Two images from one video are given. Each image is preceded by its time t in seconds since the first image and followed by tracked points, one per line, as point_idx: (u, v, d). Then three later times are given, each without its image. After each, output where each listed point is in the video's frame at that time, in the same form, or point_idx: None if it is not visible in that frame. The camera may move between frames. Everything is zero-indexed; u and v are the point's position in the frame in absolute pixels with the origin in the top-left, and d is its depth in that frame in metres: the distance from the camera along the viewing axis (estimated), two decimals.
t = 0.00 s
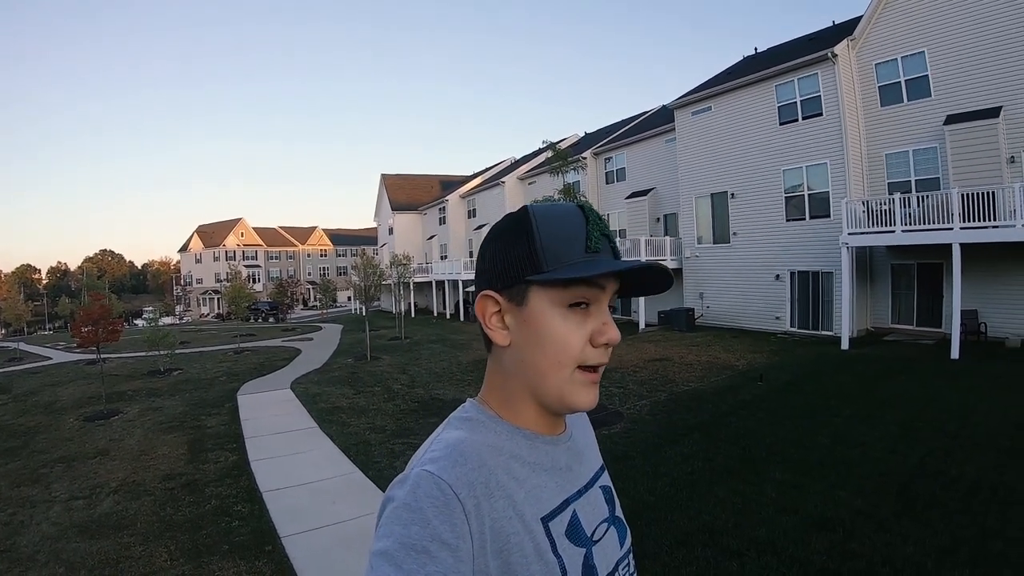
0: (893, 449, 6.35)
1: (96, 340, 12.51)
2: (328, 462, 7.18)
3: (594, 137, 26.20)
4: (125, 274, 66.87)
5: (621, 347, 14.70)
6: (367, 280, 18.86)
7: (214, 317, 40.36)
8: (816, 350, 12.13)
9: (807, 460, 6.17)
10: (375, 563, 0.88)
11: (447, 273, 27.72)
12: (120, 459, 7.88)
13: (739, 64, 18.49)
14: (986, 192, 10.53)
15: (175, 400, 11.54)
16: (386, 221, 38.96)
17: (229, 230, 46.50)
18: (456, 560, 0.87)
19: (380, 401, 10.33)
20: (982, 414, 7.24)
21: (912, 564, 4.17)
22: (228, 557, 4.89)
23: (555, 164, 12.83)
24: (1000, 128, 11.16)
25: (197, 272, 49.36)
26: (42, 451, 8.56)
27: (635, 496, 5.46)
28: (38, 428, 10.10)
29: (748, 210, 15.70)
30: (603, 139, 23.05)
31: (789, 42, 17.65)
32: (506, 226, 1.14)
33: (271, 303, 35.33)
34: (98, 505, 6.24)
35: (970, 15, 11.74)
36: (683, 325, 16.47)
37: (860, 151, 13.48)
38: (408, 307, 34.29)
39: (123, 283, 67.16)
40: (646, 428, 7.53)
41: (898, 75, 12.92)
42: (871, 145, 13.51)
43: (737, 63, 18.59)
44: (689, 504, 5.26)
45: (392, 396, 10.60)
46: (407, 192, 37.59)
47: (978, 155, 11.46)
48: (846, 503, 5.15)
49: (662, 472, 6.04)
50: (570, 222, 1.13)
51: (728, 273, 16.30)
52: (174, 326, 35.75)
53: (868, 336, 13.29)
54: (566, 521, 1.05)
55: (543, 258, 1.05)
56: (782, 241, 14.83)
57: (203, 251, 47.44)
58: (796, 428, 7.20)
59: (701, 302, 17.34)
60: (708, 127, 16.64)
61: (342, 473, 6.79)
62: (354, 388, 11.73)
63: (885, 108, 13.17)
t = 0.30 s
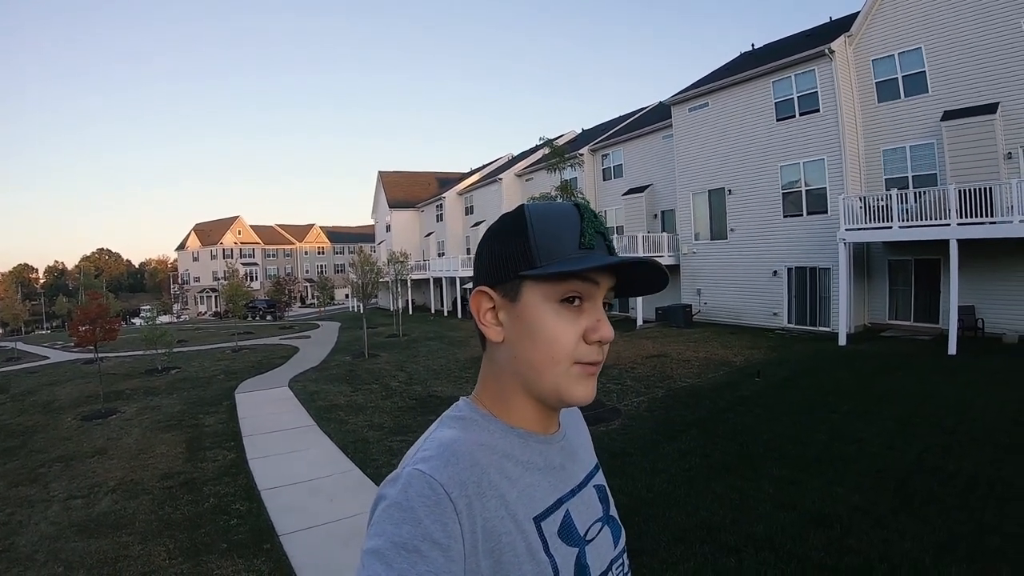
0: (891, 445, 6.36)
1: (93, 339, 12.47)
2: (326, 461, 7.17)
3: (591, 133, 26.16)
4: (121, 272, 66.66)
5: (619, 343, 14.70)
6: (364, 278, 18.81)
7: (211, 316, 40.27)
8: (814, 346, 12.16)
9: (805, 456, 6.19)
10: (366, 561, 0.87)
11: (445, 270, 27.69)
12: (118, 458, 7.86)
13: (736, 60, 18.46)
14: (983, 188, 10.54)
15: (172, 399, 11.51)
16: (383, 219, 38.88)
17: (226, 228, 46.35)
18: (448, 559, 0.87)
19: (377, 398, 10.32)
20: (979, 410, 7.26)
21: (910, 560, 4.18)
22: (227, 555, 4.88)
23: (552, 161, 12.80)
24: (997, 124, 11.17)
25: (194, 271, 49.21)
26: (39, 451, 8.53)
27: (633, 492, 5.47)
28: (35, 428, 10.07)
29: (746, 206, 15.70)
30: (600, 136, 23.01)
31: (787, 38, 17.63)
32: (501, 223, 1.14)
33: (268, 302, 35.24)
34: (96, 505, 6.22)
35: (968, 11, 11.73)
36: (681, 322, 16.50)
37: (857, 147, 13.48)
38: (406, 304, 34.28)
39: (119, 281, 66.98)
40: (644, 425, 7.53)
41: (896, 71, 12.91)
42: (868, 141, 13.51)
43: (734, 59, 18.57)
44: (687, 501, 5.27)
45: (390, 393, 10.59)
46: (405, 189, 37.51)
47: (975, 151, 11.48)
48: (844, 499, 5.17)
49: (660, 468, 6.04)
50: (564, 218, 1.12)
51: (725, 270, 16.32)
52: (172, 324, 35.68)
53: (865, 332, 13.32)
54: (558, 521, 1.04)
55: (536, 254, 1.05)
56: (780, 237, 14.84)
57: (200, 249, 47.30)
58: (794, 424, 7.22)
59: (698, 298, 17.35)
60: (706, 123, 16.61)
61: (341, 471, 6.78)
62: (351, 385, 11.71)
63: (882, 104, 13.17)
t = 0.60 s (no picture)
0: (892, 442, 6.36)
1: (96, 339, 12.50)
2: (328, 460, 7.18)
3: (592, 131, 26.12)
4: (124, 272, 67.00)
5: (621, 341, 14.70)
6: (366, 277, 18.82)
7: (214, 316, 40.33)
8: (816, 344, 12.15)
9: (806, 453, 6.19)
10: (360, 559, 0.88)
11: (447, 269, 27.71)
12: (121, 458, 7.89)
13: (737, 58, 18.41)
14: (985, 185, 10.50)
15: (175, 399, 11.55)
16: (385, 218, 38.88)
17: (228, 228, 46.41)
18: (442, 558, 0.87)
19: (380, 397, 10.33)
20: (982, 407, 7.25)
21: (911, 558, 4.18)
22: (229, 554, 4.89)
23: (554, 160, 12.77)
24: (999, 121, 11.12)
25: (196, 271, 49.29)
26: (42, 451, 8.56)
27: (635, 491, 5.47)
28: (38, 428, 10.10)
29: (747, 204, 15.68)
30: (601, 134, 22.99)
31: (788, 35, 17.57)
32: (498, 222, 1.14)
33: (270, 301, 35.29)
34: (99, 504, 6.24)
35: (970, 8, 11.69)
36: (683, 319, 16.49)
37: (859, 144, 13.46)
38: (408, 304, 34.29)
39: (122, 281, 67.27)
40: (646, 423, 7.54)
41: (897, 68, 12.87)
42: (870, 138, 13.48)
43: (735, 57, 18.53)
44: (689, 498, 5.27)
45: (392, 392, 10.60)
46: (406, 189, 37.52)
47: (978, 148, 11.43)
48: (845, 497, 5.17)
49: (661, 466, 6.05)
50: (562, 215, 1.12)
51: (727, 268, 16.30)
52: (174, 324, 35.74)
53: (867, 329, 13.31)
54: (551, 519, 1.04)
55: (533, 252, 1.05)
56: (782, 235, 14.81)
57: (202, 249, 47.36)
58: (796, 421, 7.21)
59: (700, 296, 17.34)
60: (707, 121, 16.59)
61: (343, 470, 6.80)
62: (354, 384, 11.72)
63: (883, 101, 13.14)
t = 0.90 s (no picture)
0: (897, 440, 6.34)
1: (99, 340, 12.54)
2: (332, 459, 7.19)
3: (595, 130, 26.09)
4: (128, 273, 67.26)
5: (624, 340, 14.69)
6: (369, 277, 18.83)
7: (217, 316, 40.43)
8: (819, 342, 12.12)
9: (810, 451, 6.17)
10: (361, 558, 0.87)
11: (450, 268, 27.71)
12: (125, 458, 7.92)
13: (740, 56, 18.36)
14: (989, 181, 10.46)
15: (179, 399, 11.58)
16: (388, 217, 38.88)
17: (231, 228, 46.50)
18: (443, 556, 0.87)
19: (384, 397, 10.34)
20: (987, 405, 7.22)
21: (916, 556, 4.16)
22: (233, 554, 4.91)
23: (556, 158, 12.74)
24: (1002, 117, 11.08)
25: (199, 271, 49.39)
26: (47, 451, 8.60)
27: (639, 489, 5.47)
28: (43, 429, 10.14)
29: (750, 202, 15.64)
30: (603, 132, 22.96)
31: (791, 33, 17.52)
32: (503, 218, 1.13)
33: (274, 302, 35.35)
34: (103, 504, 6.27)
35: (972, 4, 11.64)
36: (686, 318, 16.47)
37: (862, 142, 13.42)
38: (411, 303, 34.33)
39: (127, 282, 67.50)
40: (650, 421, 7.54)
41: (900, 65, 12.82)
42: (873, 135, 13.43)
43: (738, 54, 18.49)
44: (693, 497, 5.26)
45: (396, 392, 10.60)
46: (409, 188, 37.55)
47: (981, 144, 11.38)
48: (850, 495, 5.15)
49: (665, 464, 6.04)
50: (567, 215, 1.11)
51: (730, 266, 16.26)
52: (178, 324, 35.89)
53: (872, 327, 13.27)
54: (552, 517, 1.04)
55: (538, 252, 1.04)
56: (785, 233, 14.78)
57: (205, 250, 47.46)
58: (800, 419, 7.20)
59: (703, 294, 17.30)
60: (709, 119, 16.55)
61: (346, 469, 6.81)
62: (357, 384, 11.73)
63: (886, 98, 13.09)
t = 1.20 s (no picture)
0: (899, 444, 6.32)
1: (102, 341, 12.58)
2: (334, 461, 7.19)
3: (598, 133, 26.11)
4: (132, 274, 67.49)
5: (626, 343, 14.68)
6: (372, 279, 18.84)
7: (220, 317, 40.50)
8: (822, 346, 12.10)
9: (812, 455, 6.16)
10: (368, 560, 0.88)
11: (453, 270, 27.75)
12: (127, 459, 7.93)
13: (743, 59, 18.37)
14: (992, 185, 10.45)
15: (182, 400, 11.60)
16: (390, 220, 38.93)
17: (234, 230, 46.61)
18: (449, 557, 0.87)
19: (386, 398, 10.35)
20: (989, 409, 7.20)
21: (919, 560, 4.15)
22: (234, 555, 4.91)
23: (559, 161, 12.72)
24: (1005, 121, 11.06)
25: (203, 272, 49.49)
26: (49, 452, 8.61)
27: (640, 492, 5.46)
28: (45, 429, 10.16)
29: (753, 205, 15.64)
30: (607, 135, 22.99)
31: (794, 36, 17.53)
32: (504, 221, 1.14)
33: (277, 303, 35.41)
34: (105, 505, 6.28)
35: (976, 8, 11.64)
36: (688, 321, 16.43)
37: (865, 146, 13.41)
38: (413, 305, 34.35)
39: (130, 283, 67.71)
40: (652, 424, 7.53)
41: (903, 69, 12.81)
42: (876, 139, 13.43)
43: (741, 58, 18.51)
44: (695, 500, 5.26)
45: (398, 394, 10.61)
46: (412, 191, 37.63)
47: (985, 148, 11.36)
48: (852, 499, 5.14)
49: (667, 468, 6.03)
50: (567, 216, 1.12)
51: (733, 269, 16.25)
52: (181, 325, 35.98)
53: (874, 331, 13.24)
54: (557, 519, 1.05)
55: (538, 254, 1.05)
56: (788, 236, 14.77)
57: (209, 251, 47.58)
58: (803, 423, 7.19)
59: (706, 298, 17.30)
60: (712, 123, 16.56)
61: (348, 471, 6.81)
62: (359, 386, 11.74)
63: (889, 102, 13.09)
